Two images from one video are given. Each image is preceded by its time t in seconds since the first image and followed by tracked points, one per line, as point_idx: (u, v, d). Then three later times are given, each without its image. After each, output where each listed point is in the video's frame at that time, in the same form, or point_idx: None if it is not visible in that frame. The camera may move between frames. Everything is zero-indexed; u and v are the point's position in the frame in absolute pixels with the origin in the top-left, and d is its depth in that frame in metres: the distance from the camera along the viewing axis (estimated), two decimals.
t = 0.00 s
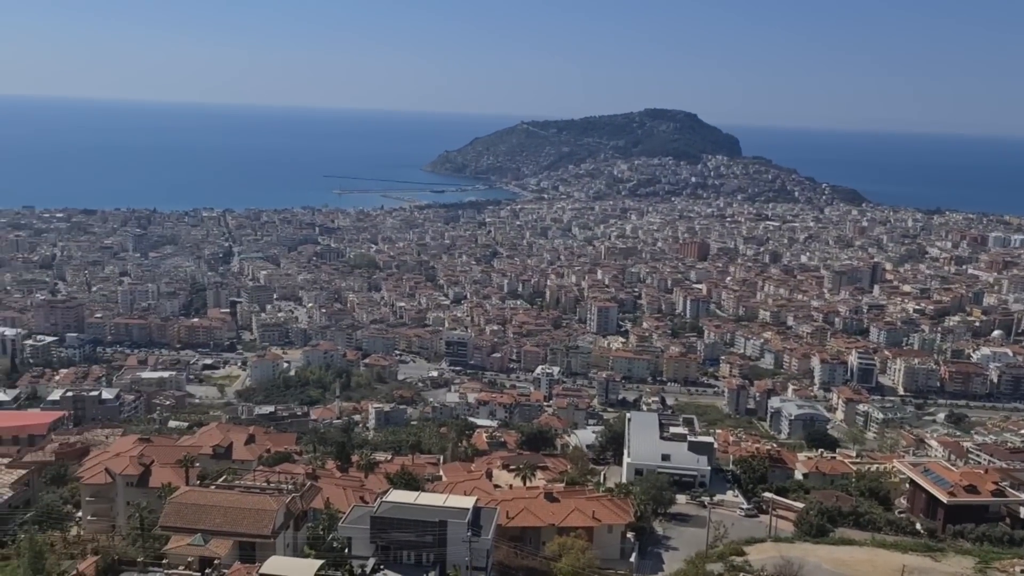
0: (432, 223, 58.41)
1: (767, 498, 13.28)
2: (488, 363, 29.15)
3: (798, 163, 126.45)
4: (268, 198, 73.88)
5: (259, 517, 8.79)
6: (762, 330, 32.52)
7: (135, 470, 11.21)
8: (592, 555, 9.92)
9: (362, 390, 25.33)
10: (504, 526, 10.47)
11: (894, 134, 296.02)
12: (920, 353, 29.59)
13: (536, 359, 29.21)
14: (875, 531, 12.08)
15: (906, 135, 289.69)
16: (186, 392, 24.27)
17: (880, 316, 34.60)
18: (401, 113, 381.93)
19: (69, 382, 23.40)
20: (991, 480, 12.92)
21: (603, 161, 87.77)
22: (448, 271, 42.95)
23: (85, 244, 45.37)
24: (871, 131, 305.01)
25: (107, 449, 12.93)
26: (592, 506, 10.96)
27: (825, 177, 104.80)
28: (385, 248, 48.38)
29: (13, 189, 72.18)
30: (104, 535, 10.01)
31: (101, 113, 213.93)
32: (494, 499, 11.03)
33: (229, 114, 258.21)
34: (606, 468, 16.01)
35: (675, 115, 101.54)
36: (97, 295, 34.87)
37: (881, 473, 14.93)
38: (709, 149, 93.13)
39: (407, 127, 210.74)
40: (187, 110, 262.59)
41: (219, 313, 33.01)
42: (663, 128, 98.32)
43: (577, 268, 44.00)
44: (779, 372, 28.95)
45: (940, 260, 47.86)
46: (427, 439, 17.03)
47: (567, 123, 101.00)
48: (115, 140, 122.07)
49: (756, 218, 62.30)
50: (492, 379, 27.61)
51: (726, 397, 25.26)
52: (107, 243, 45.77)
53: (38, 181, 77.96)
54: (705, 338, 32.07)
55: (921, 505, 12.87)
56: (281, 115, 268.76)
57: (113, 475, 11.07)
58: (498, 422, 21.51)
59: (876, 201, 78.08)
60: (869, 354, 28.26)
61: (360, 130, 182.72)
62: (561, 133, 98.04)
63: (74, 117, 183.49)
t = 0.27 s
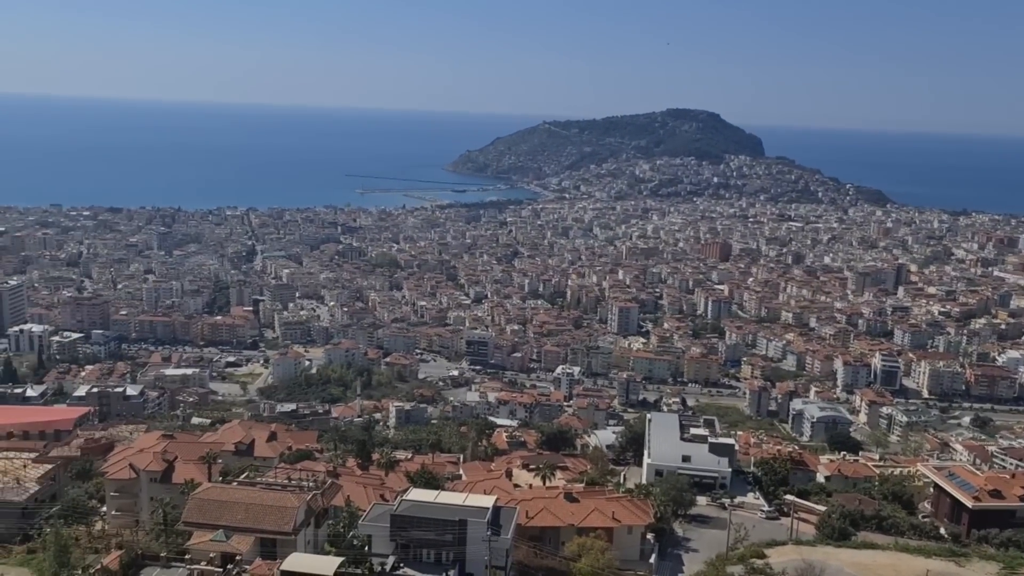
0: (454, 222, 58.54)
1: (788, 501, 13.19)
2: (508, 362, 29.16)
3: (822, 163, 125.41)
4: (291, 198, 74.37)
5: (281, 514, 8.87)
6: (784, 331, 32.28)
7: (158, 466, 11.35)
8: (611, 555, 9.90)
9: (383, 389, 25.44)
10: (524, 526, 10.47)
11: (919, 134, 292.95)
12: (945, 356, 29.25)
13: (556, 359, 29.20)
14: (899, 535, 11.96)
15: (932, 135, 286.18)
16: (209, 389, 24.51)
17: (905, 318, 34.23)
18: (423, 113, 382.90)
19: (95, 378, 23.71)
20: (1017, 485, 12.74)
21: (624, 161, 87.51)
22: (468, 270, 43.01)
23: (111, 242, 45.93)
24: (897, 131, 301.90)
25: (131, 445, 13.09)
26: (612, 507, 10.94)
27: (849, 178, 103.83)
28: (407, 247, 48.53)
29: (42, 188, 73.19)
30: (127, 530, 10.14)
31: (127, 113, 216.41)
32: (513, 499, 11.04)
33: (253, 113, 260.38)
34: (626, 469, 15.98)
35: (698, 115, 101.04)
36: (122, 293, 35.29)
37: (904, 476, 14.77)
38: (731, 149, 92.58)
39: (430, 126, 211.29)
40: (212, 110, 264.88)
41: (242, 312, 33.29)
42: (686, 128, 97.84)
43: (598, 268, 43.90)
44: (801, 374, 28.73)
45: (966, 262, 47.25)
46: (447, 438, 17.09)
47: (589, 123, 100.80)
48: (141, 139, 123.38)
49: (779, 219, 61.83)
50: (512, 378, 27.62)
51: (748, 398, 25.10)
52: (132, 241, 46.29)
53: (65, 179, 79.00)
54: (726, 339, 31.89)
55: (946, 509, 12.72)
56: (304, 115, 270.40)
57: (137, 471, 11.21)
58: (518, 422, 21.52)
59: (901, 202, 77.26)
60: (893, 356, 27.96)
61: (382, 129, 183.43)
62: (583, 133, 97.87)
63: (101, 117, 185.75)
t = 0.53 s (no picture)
0: (472, 221, 58.62)
1: (807, 502, 13.11)
2: (526, 361, 29.17)
3: (843, 162, 124.46)
4: (310, 197, 74.70)
5: (299, 510, 8.93)
6: (803, 331, 32.07)
7: (178, 463, 11.46)
8: (628, 555, 9.87)
9: (400, 387, 25.55)
10: (541, 525, 10.48)
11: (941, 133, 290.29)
12: (967, 356, 28.97)
13: (574, 358, 29.19)
14: (920, 536, 11.87)
15: (954, 134, 283.03)
16: (229, 386, 24.71)
17: (926, 318, 33.92)
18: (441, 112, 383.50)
19: (117, 375, 23.97)
20: None
21: (643, 160, 87.26)
22: (486, 269, 43.06)
23: (132, 241, 46.39)
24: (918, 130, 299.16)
25: (151, 442, 13.22)
26: (629, 506, 10.92)
27: (871, 177, 102.98)
28: (425, 246, 48.65)
29: (65, 186, 74.03)
30: (148, 526, 10.25)
31: (149, 113, 218.36)
32: (530, 498, 11.06)
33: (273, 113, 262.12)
34: (643, 468, 15.94)
35: (717, 113, 100.56)
36: (143, 291, 35.65)
37: (925, 478, 14.65)
38: (750, 148, 92.07)
39: (448, 125, 211.69)
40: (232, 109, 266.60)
41: (261, 309, 33.52)
42: (704, 127, 97.41)
43: (616, 267, 43.82)
44: (821, 374, 28.54)
45: (988, 262, 46.75)
46: (465, 436, 17.13)
47: (607, 122, 100.60)
48: (162, 138, 124.46)
49: (798, 218, 61.44)
50: (529, 377, 27.64)
51: (766, 398, 24.97)
52: (153, 239, 46.73)
53: (88, 178, 79.85)
54: (745, 338, 31.75)
55: (967, 511, 12.61)
56: (324, 114, 271.44)
57: (158, 468, 11.32)
58: (536, 420, 21.55)
59: (922, 201, 76.57)
60: (914, 356, 27.70)
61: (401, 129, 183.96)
62: (601, 132, 97.67)
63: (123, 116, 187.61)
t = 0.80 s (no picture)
0: (485, 220, 58.64)
1: (822, 502, 13.05)
2: (539, 360, 29.17)
3: (859, 161, 123.58)
4: (325, 196, 74.85)
5: (313, 509, 8.98)
6: (818, 331, 31.91)
7: (194, 460, 11.53)
8: (641, 555, 9.87)
9: (414, 386, 25.61)
10: (554, 524, 10.48)
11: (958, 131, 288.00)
12: (984, 356, 28.75)
13: (587, 357, 29.15)
14: (935, 538, 11.78)
15: (971, 133, 280.77)
16: (243, 384, 24.84)
17: (942, 318, 33.66)
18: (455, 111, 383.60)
19: (132, 373, 24.12)
20: None
21: (657, 159, 87.03)
22: (500, 268, 43.06)
23: (148, 239, 46.67)
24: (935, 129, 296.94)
25: (167, 439, 13.30)
26: (642, 506, 10.90)
27: (887, 176, 102.27)
28: (439, 245, 48.69)
29: (82, 185, 74.52)
30: (163, 523, 10.33)
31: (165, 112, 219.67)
32: (543, 496, 11.06)
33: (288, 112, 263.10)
34: (657, 468, 15.91)
35: (731, 112, 100.14)
36: (159, 289, 35.85)
37: (940, 479, 14.56)
38: (765, 147, 91.65)
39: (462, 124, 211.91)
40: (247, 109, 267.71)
41: (276, 308, 33.68)
42: (719, 126, 97.06)
43: (630, 266, 43.74)
44: (836, 374, 28.40)
45: (1006, 261, 46.32)
46: (478, 435, 17.15)
47: (621, 121, 100.37)
48: (178, 138, 125.10)
49: (813, 217, 61.11)
50: (543, 376, 27.64)
51: (780, 398, 24.86)
52: (169, 238, 47.03)
53: (105, 176, 80.38)
54: (759, 338, 31.62)
55: (983, 512, 12.52)
56: (339, 113, 272.24)
57: (174, 465, 11.40)
58: (549, 419, 21.54)
59: (939, 201, 75.97)
60: (930, 356, 27.50)
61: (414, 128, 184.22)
62: (615, 131, 97.46)
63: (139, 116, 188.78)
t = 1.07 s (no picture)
0: (501, 219, 58.65)
1: (839, 503, 12.97)
2: (554, 359, 29.17)
3: (878, 159, 122.56)
4: (342, 195, 75.05)
5: (329, 506, 9.01)
6: (836, 330, 31.70)
7: (211, 458, 11.61)
8: (657, 554, 9.85)
9: (430, 384, 25.67)
10: (570, 523, 10.48)
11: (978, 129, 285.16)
12: (1004, 356, 28.45)
13: (603, 356, 29.12)
14: (954, 539, 11.68)
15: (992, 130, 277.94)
16: (260, 382, 25.00)
17: (962, 317, 33.35)
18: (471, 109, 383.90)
19: (151, 371, 24.34)
20: None
21: (673, 157, 86.72)
22: (515, 267, 43.06)
23: (166, 238, 47.03)
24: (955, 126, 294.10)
25: (184, 437, 13.41)
26: (658, 505, 10.86)
27: (906, 173, 101.34)
28: (454, 244, 48.74)
29: (102, 184, 75.19)
30: (181, 520, 10.41)
31: (184, 111, 220.83)
32: (559, 495, 11.06)
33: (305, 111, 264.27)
34: (673, 467, 15.85)
35: (748, 110, 99.63)
36: (177, 287, 36.13)
37: (960, 479, 14.43)
38: (782, 145, 91.10)
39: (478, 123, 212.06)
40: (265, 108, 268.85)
41: (292, 307, 33.85)
42: (736, 124, 96.58)
43: (646, 265, 43.62)
44: (853, 373, 28.21)
45: None
46: (494, 434, 17.17)
47: (637, 119, 100.07)
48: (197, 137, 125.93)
49: (831, 215, 60.69)
50: (558, 375, 27.62)
51: (797, 398, 24.72)
52: (187, 237, 47.37)
53: (124, 176, 81.06)
54: (776, 337, 31.46)
55: (1003, 513, 12.40)
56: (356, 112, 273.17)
57: (191, 462, 11.48)
58: (565, 418, 21.53)
59: (959, 199, 75.20)
60: (949, 356, 27.26)
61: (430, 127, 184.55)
62: (631, 129, 97.19)
63: (159, 115, 190.09)
